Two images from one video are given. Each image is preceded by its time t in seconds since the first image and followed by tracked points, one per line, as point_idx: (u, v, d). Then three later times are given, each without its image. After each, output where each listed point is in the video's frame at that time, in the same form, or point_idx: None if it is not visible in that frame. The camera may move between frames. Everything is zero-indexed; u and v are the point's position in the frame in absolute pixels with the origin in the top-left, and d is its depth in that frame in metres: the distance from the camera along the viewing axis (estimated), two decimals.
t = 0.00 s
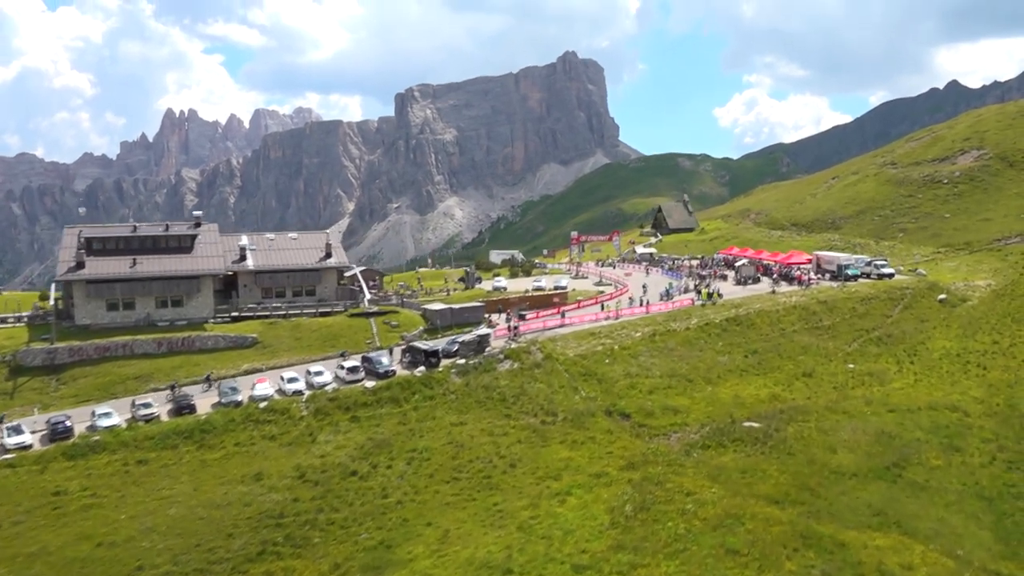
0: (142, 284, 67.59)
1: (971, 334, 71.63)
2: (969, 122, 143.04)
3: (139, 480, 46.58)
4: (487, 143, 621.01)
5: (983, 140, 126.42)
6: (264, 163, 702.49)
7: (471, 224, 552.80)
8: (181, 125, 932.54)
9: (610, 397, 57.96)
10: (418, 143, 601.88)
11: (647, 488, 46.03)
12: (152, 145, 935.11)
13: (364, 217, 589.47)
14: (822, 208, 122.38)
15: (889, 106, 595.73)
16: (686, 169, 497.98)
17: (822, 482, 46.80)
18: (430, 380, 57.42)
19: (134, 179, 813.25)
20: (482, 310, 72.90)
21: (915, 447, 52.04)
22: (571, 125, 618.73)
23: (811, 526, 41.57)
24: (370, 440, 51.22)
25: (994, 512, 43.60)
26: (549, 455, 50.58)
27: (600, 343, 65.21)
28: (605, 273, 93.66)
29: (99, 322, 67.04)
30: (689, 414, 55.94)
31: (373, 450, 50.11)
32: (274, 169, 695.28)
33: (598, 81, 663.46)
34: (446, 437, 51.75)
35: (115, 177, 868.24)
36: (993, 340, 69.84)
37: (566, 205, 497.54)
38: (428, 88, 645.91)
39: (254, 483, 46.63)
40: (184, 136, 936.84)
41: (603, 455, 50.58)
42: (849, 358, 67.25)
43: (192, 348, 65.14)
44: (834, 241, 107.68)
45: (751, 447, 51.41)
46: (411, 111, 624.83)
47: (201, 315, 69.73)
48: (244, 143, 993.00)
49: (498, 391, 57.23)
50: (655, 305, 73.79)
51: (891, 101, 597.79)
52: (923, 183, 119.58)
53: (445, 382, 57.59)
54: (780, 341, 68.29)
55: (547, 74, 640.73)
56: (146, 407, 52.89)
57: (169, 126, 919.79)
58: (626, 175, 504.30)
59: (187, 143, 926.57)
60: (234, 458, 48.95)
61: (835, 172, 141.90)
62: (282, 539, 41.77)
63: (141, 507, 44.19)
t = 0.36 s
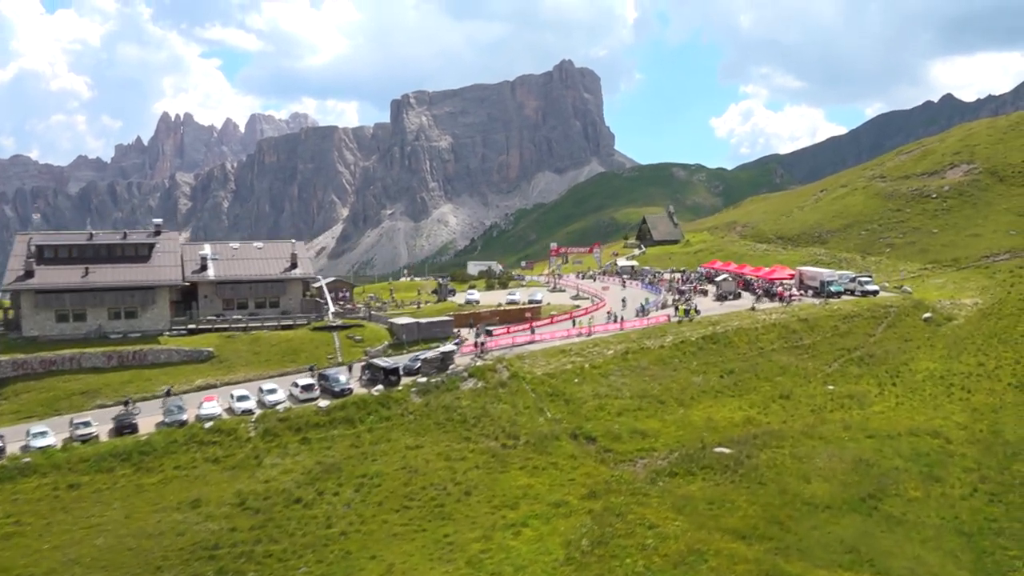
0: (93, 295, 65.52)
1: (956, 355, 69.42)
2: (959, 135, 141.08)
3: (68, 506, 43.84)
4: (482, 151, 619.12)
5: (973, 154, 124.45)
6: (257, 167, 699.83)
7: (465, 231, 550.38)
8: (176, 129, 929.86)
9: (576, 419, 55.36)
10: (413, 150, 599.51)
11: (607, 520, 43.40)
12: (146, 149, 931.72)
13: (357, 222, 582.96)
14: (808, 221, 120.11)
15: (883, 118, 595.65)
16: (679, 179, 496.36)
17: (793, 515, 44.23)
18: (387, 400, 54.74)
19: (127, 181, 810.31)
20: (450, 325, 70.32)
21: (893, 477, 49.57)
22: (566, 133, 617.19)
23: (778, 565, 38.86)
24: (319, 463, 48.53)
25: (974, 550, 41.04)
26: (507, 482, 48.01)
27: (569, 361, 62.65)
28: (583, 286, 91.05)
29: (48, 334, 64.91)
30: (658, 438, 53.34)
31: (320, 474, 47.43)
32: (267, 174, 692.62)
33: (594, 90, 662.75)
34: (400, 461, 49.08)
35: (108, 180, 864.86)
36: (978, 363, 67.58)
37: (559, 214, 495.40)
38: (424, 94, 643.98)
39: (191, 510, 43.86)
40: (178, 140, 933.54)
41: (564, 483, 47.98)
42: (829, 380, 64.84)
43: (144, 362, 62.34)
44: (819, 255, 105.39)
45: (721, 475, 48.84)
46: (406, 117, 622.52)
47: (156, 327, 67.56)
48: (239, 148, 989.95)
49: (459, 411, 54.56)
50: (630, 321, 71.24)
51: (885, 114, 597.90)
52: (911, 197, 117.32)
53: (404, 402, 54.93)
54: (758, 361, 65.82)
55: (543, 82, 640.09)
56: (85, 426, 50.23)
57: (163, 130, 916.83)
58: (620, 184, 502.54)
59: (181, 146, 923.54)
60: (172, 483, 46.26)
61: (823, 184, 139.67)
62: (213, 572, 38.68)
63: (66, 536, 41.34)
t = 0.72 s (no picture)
0: (43, 295, 63.38)
1: (940, 365, 67.43)
2: (951, 136, 138.85)
3: None
4: (477, 147, 616.30)
5: (964, 156, 122.25)
6: (251, 162, 696.68)
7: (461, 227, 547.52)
8: (172, 123, 926.05)
9: (540, 431, 52.97)
10: (409, 146, 596.26)
11: (563, 541, 40.97)
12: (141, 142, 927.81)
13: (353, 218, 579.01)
14: (796, 223, 117.74)
15: (880, 118, 593.74)
16: (674, 177, 493.97)
17: (760, 537, 41.83)
18: (342, 409, 52.32)
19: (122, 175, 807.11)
20: (418, 329, 67.94)
21: (869, 497, 47.23)
22: (562, 131, 613.77)
23: None
24: (264, 477, 46.07)
25: None
26: (462, 498, 45.60)
27: (537, 368, 60.24)
28: (561, 288, 88.57)
29: None
30: (624, 452, 50.98)
31: (264, 489, 44.96)
32: (262, 169, 689.56)
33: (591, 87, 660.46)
34: (350, 476, 46.62)
35: (102, 173, 861.27)
36: (962, 374, 65.40)
37: (554, 211, 492.85)
38: (421, 91, 641.56)
39: (122, 528, 41.34)
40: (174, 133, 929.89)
41: (522, 500, 45.57)
42: (807, 390, 62.57)
43: (95, 366, 59.99)
44: (806, 258, 103.12)
45: (687, 492, 46.47)
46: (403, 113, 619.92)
47: (109, 329, 65.36)
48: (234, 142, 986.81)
49: (416, 422, 52.15)
50: (604, 326, 68.86)
51: (882, 115, 596.10)
52: (900, 199, 114.94)
53: (360, 412, 52.49)
54: (734, 369, 63.45)
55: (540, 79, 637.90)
56: (21, 436, 47.85)
57: (158, 124, 913.18)
58: (615, 182, 500.12)
59: (177, 140, 920.26)
60: (107, 498, 43.82)
61: (813, 185, 137.33)
62: None
63: None
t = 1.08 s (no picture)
0: None
1: (925, 364, 65.43)
2: (946, 126, 136.22)
3: None
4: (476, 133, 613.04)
5: (959, 147, 119.76)
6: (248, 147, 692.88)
7: (459, 214, 544.30)
8: (170, 107, 921.41)
9: (503, 433, 50.85)
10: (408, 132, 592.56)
11: (516, 554, 38.87)
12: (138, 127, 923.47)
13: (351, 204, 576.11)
14: (786, 214, 115.37)
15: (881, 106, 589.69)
16: (673, 165, 490.82)
17: (724, 550, 39.73)
18: (296, 410, 50.16)
19: (119, 159, 803.70)
20: (385, 323, 65.74)
21: (843, 505, 45.15)
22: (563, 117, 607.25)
23: None
24: (208, 483, 43.95)
25: None
26: (415, 505, 43.48)
27: (505, 366, 58.09)
28: (540, 281, 86.33)
29: None
30: (589, 456, 48.89)
31: (206, 495, 42.84)
32: (258, 154, 686.00)
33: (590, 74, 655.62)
34: (299, 481, 44.50)
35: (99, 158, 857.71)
36: (947, 373, 63.38)
37: (552, 198, 489.94)
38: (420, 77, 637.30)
39: (52, 537, 39.23)
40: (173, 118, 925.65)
41: (478, 508, 43.46)
42: (785, 390, 60.51)
43: (46, 362, 57.66)
44: (793, 251, 100.91)
45: (652, 500, 44.40)
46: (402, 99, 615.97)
47: (64, 322, 63.39)
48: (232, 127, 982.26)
49: (373, 423, 50.00)
50: (578, 322, 66.62)
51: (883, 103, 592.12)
52: (892, 190, 112.47)
53: (315, 412, 50.34)
54: (711, 367, 61.34)
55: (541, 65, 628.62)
56: None
57: (156, 108, 908.67)
58: (613, 170, 497.05)
59: (175, 125, 916.08)
60: (40, 504, 41.75)
61: (805, 175, 134.88)
62: None
63: None
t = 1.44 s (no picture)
0: None
1: (908, 357, 63.43)
2: (943, 111, 133.44)
3: None
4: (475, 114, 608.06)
5: (954, 132, 117.15)
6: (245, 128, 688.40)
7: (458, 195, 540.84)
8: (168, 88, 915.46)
9: (463, 431, 48.92)
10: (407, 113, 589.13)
11: (463, 563, 36.94)
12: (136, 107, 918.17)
13: (349, 186, 572.76)
14: (775, 200, 112.91)
15: (883, 89, 584.55)
16: (672, 148, 487.10)
17: (683, 560, 37.82)
18: (247, 407, 48.16)
19: (117, 139, 799.20)
20: (351, 314, 63.67)
21: (812, 509, 43.23)
22: (563, 99, 598.20)
23: None
24: (148, 484, 41.99)
25: None
26: (363, 509, 41.57)
27: (471, 360, 56.05)
28: (518, 269, 84.14)
29: None
30: (551, 455, 46.95)
31: (144, 498, 40.88)
32: (256, 135, 681.91)
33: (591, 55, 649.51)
34: (243, 483, 42.56)
35: (97, 138, 853.07)
36: (930, 368, 61.40)
37: (550, 181, 486.53)
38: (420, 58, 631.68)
39: None
40: (173, 98, 919.95)
41: (429, 512, 41.54)
42: (762, 385, 58.51)
43: None
44: (781, 238, 98.67)
45: (612, 504, 42.47)
46: (401, 80, 610.74)
47: (17, 312, 61.81)
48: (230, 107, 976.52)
49: (327, 421, 48.04)
50: (550, 313, 64.55)
51: (885, 86, 586.83)
52: (884, 176, 110.04)
53: (267, 409, 48.36)
54: (685, 361, 59.31)
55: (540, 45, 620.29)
56: None
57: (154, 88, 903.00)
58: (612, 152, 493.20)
59: (174, 105, 910.60)
60: None
61: (797, 160, 132.30)
62: None
63: None
